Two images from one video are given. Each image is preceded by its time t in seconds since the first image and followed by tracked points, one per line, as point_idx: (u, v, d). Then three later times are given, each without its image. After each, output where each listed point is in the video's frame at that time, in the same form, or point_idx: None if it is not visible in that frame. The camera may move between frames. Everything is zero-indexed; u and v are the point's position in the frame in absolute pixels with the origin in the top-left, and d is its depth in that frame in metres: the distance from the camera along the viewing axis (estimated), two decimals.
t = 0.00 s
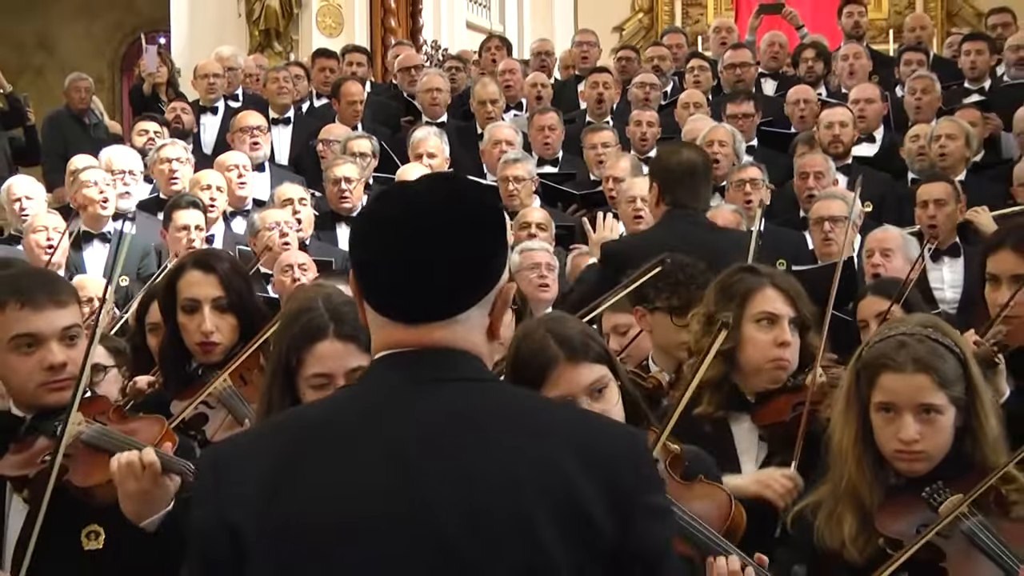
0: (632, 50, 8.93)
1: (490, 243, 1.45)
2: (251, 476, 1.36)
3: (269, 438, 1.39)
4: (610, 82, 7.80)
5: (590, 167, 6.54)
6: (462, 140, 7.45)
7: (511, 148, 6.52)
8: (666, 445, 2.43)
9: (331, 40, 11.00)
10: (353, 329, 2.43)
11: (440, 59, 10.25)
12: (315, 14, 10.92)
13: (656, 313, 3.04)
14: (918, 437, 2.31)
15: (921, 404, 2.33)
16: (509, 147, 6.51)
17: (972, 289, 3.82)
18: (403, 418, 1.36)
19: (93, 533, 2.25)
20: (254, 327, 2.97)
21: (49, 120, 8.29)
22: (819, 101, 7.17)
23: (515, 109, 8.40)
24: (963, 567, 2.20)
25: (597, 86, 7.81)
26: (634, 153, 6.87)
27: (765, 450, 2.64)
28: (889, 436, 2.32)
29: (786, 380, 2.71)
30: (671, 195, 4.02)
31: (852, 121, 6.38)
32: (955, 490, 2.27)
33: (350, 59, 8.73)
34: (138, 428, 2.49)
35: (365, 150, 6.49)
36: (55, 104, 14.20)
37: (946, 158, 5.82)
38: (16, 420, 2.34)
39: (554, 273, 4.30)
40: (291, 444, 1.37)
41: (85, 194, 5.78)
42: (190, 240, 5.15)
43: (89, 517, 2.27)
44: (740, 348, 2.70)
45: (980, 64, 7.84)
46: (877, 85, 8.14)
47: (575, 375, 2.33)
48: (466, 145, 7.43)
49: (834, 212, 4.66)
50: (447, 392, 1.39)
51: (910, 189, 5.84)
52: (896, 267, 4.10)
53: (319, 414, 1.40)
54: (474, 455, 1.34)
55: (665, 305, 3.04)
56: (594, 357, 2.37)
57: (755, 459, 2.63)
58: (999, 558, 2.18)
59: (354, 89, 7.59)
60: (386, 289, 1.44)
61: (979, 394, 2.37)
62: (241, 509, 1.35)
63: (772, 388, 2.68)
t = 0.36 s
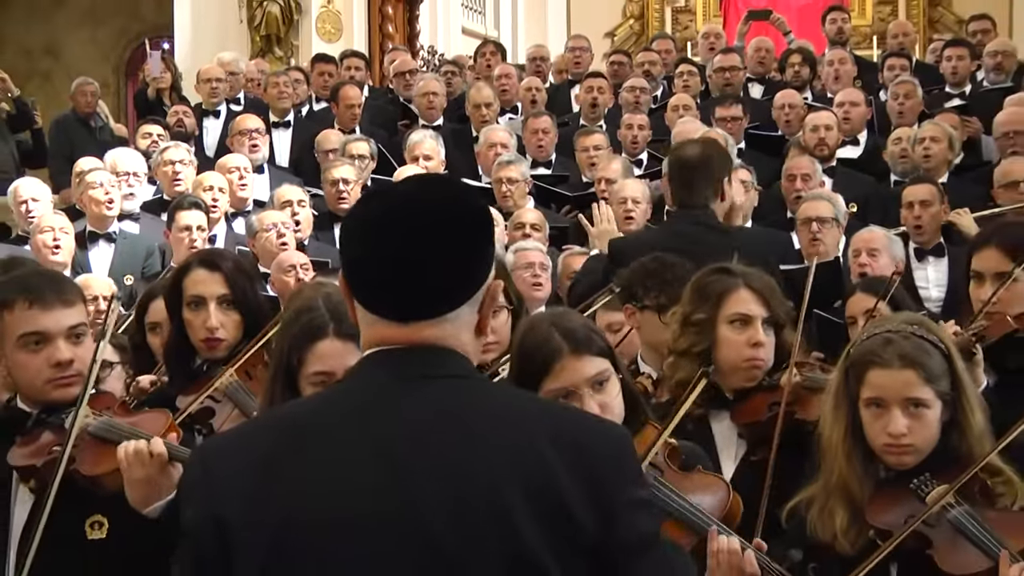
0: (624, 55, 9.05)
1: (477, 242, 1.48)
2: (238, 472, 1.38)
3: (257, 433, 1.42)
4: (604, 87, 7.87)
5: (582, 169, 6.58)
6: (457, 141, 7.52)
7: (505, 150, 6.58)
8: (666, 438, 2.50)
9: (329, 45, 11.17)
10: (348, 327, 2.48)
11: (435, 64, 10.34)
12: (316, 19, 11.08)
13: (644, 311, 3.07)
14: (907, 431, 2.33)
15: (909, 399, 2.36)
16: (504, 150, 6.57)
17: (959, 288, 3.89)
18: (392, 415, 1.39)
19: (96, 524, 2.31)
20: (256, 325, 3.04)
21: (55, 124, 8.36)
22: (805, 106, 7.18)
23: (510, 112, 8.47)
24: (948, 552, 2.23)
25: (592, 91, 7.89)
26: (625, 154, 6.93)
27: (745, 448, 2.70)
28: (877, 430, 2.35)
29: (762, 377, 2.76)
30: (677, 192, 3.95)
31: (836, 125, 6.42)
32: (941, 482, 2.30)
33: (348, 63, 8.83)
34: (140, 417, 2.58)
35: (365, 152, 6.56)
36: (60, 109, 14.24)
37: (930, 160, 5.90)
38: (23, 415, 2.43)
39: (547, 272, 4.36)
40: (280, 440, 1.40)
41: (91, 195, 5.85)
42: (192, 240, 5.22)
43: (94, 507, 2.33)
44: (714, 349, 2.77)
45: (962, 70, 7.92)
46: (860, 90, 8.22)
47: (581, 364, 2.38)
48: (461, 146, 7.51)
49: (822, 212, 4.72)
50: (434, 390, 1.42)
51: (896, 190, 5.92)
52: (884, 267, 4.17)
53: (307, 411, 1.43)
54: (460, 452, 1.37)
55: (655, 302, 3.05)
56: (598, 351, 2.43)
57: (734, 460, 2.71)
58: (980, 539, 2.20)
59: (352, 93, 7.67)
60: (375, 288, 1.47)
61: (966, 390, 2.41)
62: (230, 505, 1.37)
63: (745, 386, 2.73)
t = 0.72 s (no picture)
0: (609, 56, 9.17)
1: (471, 234, 1.53)
2: (236, 462, 1.43)
3: (258, 415, 1.46)
4: (588, 87, 7.98)
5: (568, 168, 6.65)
6: (447, 140, 7.62)
7: (495, 149, 6.65)
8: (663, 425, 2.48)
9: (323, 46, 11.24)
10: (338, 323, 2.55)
11: (427, 65, 10.43)
12: (309, 20, 11.20)
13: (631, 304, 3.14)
14: (892, 420, 2.40)
15: (895, 389, 2.42)
16: (493, 148, 6.65)
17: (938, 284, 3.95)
18: (393, 405, 1.44)
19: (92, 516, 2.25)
20: (252, 318, 3.11)
21: (54, 124, 8.45)
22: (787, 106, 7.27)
23: (499, 112, 8.55)
24: (934, 537, 2.27)
25: (576, 91, 8.00)
26: (610, 153, 7.02)
27: (727, 440, 2.77)
28: (864, 419, 2.41)
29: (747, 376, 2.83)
30: (686, 186, 4.01)
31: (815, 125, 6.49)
32: (926, 470, 2.35)
33: (339, 64, 8.92)
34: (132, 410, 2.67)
35: (357, 151, 6.63)
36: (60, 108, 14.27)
37: (907, 159, 6.00)
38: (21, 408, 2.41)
39: (533, 266, 4.43)
40: (277, 428, 1.45)
41: (89, 191, 5.92)
42: (187, 236, 5.29)
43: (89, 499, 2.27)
44: (704, 342, 2.82)
45: (936, 71, 8.09)
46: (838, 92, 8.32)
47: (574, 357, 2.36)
48: (451, 145, 7.60)
49: (802, 209, 4.79)
50: (431, 377, 1.47)
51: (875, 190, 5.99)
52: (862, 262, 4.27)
53: (307, 393, 1.48)
54: (461, 442, 1.43)
55: (641, 296, 3.13)
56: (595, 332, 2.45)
57: (715, 450, 2.78)
58: (966, 525, 2.23)
59: (344, 93, 7.80)
60: (373, 280, 1.52)
61: (950, 380, 2.45)
62: (238, 487, 1.42)
63: (728, 382, 2.80)
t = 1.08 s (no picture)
0: (592, 58, 9.26)
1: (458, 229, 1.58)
2: (230, 450, 1.46)
3: (252, 406, 1.49)
4: (570, 88, 8.07)
5: (554, 167, 6.72)
6: (433, 139, 7.70)
7: (482, 146, 6.74)
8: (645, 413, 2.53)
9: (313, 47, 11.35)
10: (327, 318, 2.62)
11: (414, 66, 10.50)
12: (300, 22, 11.27)
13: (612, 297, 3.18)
14: (868, 413, 2.47)
15: (871, 383, 2.49)
16: (479, 147, 6.73)
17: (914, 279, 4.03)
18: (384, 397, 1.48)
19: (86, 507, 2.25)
20: (243, 313, 3.17)
21: (51, 122, 8.53)
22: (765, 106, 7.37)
23: (485, 111, 8.67)
24: (907, 529, 2.33)
25: (558, 92, 8.08)
26: (593, 152, 7.10)
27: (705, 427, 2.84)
28: (840, 412, 2.48)
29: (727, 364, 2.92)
30: (681, 185, 4.07)
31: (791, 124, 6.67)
32: (900, 462, 2.42)
33: (330, 65, 8.99)
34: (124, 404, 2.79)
35: (347, 149, 6.69)
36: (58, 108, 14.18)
37: (882, 157, 6.11)
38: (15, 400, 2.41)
39: (519, 263, 4.50)
40: (271, 416, 1.48)
41: (87, 188, 5.98)
42: (181, 232, 5.35)
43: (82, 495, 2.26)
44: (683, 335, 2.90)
45: (909, 72, 8.20)
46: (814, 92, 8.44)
47: (560, 348, 2.41)
48: (438, 144, 7.68)
49: (780, 206, 4.86)
50: (420, 369, 1.50)
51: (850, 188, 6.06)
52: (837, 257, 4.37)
53: (299, 384, 1.52)
54: (453, 436, 1.46)
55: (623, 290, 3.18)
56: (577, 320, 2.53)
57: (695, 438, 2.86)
58: (936, 515, 2.29)
59: (334, 92, 7.93)
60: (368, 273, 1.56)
61: (925, 374, 2.52)
62: (238, 484, 1.44)
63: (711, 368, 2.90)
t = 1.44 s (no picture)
0: (575, 62, 9.41)
1: (447, 224, 1.64)
2: (226, 437, 1.52)
3: (248, 400, 1.55)
4: (554, 91, 8.18)
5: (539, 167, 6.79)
6: (420, 140, 7.79)
7: (468, 147, 6.82)
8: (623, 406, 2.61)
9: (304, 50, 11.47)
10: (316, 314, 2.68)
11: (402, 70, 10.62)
12: (292, 25, 11.39)
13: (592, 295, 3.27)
14: (837, 407, 2.54)
15: (840, 378, 2.55)
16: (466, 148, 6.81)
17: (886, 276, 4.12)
18: (375, 392, 1.54)
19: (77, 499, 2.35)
20: (232, 309, 3.23)
21: (46, 123, 8.61)
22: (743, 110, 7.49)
23: (471, 113, 8.77)
24: (874, 521, 2.41)
25: (541, 95, 8.19)
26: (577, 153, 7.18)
27: (678, 418, 2.97)
28: (810, 406, 2.55)
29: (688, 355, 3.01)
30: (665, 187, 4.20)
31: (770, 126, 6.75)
32: (868, 455, 2.50)
33: (320, 68, 9.07)
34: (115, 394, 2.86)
35: (336, 150, 6.76)
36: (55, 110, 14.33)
37: (857, 158, 6.20)
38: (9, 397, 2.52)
39: (504, 260, 4.57)
40: (266, 407, 1.54)
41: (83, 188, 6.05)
42: (174, 229, 5.42)
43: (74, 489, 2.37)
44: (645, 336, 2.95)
45: (883, 76, 8.33)
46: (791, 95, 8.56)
47: (538, 344, 2.48)
48: (425, 145, 7.77)
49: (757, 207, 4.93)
50: (411, 361, 1.57)
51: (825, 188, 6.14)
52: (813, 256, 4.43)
53: (293, 376, 1.58)
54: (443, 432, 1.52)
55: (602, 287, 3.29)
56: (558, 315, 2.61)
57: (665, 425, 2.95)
58: (902, 508, 2.37)
59: (322, 93, 8.05)
60: (358, 269, 1.62)
61: (891, 370, 2.59)
62: (236, 478, 1.51)
63: (676, 364, 2.98)
